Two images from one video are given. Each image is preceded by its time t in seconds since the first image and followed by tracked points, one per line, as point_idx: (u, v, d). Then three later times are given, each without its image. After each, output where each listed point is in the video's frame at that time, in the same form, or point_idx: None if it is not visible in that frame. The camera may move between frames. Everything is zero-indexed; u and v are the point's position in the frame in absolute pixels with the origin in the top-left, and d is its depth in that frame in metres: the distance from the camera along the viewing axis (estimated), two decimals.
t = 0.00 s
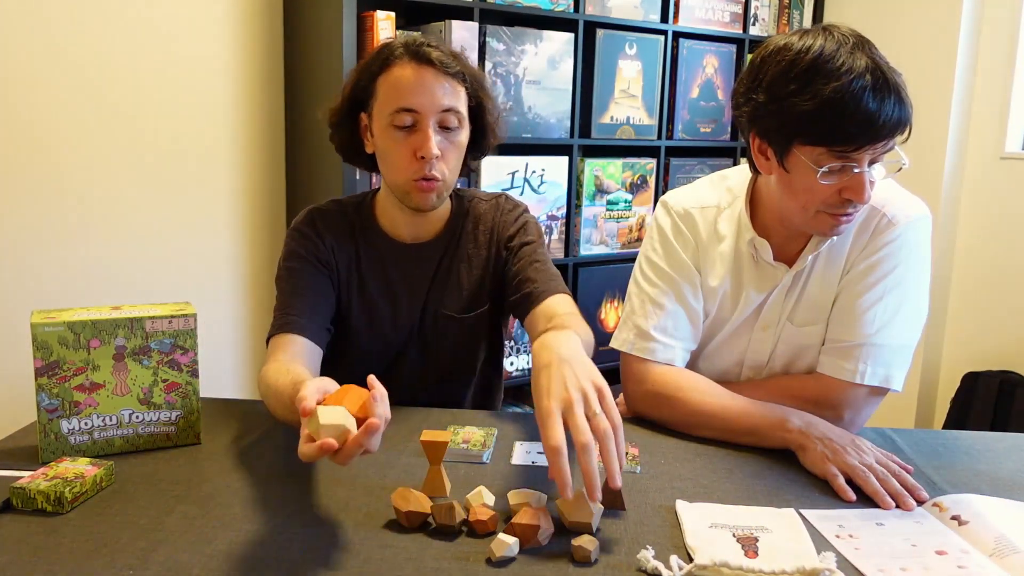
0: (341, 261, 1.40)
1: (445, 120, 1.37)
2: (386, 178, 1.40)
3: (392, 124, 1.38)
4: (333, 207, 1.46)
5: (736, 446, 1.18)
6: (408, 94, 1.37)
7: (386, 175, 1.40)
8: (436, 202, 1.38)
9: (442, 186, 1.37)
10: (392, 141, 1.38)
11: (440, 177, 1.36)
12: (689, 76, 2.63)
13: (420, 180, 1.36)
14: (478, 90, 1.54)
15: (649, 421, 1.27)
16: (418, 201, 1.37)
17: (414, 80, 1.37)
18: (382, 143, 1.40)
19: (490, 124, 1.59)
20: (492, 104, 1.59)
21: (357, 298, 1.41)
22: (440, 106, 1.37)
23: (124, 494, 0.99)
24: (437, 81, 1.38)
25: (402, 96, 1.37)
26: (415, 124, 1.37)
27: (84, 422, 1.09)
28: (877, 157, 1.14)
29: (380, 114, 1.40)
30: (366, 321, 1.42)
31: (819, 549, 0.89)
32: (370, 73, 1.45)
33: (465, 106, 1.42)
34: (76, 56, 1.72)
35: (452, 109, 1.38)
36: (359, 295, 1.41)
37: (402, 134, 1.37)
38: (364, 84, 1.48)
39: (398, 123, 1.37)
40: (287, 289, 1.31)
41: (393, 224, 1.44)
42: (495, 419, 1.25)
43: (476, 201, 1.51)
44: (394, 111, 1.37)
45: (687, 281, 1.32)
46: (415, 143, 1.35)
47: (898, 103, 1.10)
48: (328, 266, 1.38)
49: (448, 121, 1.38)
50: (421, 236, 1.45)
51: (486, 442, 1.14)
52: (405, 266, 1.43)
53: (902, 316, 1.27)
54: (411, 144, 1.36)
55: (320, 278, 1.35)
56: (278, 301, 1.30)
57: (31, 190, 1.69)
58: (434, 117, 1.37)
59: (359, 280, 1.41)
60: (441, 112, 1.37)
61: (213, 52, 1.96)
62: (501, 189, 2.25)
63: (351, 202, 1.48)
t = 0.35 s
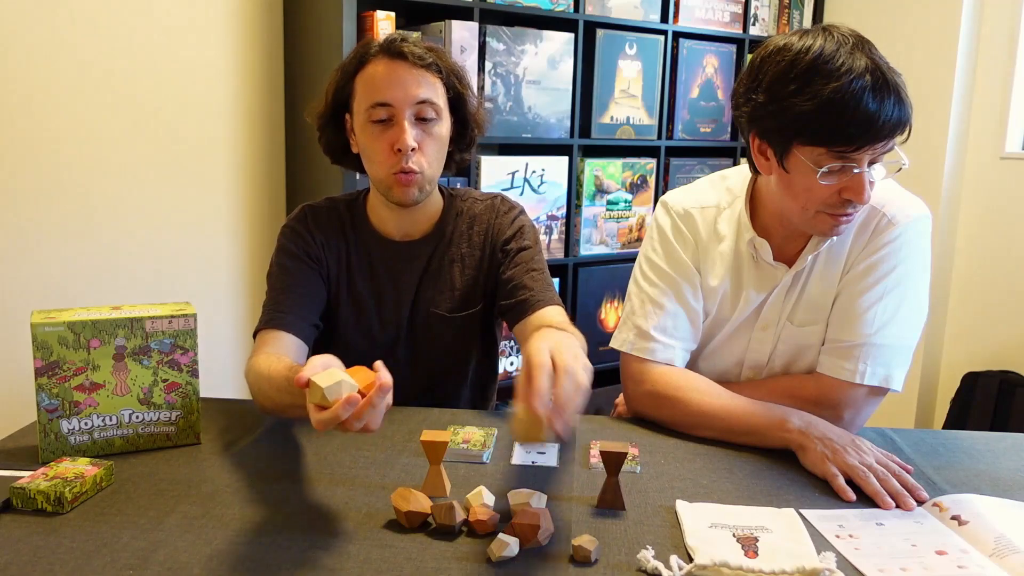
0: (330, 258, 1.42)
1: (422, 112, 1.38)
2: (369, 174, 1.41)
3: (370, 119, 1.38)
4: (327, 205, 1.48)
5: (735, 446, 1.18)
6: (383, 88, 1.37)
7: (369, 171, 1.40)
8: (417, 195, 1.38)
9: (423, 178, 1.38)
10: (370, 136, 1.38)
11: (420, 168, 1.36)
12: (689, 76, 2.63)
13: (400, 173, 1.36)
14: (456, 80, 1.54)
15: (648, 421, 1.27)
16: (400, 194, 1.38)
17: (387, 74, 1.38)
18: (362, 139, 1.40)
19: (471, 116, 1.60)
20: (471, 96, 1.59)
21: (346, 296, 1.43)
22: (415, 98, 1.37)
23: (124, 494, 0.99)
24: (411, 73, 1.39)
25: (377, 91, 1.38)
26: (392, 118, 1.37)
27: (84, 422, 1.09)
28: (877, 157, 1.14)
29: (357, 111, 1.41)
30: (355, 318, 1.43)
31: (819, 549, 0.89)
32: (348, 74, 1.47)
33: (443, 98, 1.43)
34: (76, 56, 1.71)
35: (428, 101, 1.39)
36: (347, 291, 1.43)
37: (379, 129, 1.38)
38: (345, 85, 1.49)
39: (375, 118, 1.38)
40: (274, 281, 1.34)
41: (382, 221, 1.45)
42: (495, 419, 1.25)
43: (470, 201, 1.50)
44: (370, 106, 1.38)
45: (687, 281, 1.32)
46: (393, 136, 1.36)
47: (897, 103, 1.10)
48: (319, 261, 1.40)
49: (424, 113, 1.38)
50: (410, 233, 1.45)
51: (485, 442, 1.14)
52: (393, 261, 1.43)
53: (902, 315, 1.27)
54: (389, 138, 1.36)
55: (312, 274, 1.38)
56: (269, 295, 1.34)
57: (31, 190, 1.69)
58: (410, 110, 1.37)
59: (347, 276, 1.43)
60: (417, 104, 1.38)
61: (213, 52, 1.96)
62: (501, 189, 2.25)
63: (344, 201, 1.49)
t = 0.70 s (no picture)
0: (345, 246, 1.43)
1: (439, 105, 1.39)
2: (381, 162, 1.41)
3: (388, 107, 1.39)
4: (336, 197, 1.48)
5: (734, 446, 1.18)
6: (405, 78, 1.38)
7: (381, 159, 1.40)
8: (427, 186, 1.39)
9: (434, 169, 1.38)
10: (386, 123, 1.39)
11: (432, 159, 1.37)
12: (689, 76, 2.63)
13: (415, 161, 1.37)
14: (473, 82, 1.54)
15: (648, 421, 1.27)
16: (412, 182, 1.38)
17: (410, 65, 1.39)
18: (378, 126, 1.41)
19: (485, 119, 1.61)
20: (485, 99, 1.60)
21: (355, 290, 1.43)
22: (434, 90, 1.38)
23: (124, 494, 0.99)
24: (433, 67, 1.40)
25: (398, 80, 1.38)
26: (411, 107, 1.38)
27: (84, 422, 1.09)
28: (876, 157, 1.14)
29: (377, 99, 1.42)
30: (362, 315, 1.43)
31: (819, 549, 0.89)
32: (368, 63, 1.47)
33: (459, 93, 1.43)
34: (75, 56, 1.71)
35: (446, 95, 1.39)
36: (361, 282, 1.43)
37: (395, 117, 1.38)
38: (362, 77, 1.50)
39: (394, 106, 1.38)
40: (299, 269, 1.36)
41: (389, 213, 1.46)
42: (495, 419, 1.26)
43: (476, 196, 1.51)
44: (389, 95, 1.39)
45: (685, 282, 1.32)
46: (410, 126, 1.37)
47: (896, 102, 1.10)
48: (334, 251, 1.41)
49: (441, 106, 1.39)
50: (416, 227, 1.46)
51: (485, 442, 1.14)
52: (405, 257, 1.43)
53: (902, 315, 1.27)
54: (406, 126, 1.37)
55: (328, 262, 1.39)
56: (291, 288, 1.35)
57: (31, 190, 1.69)
58: (428, 101, 1.38)
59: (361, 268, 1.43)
60: (435, 97, 1.38)
61: (213, 52, 1.96)
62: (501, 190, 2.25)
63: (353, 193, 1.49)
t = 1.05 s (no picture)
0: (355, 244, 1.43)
1: (456, 103, 1.40)
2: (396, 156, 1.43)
3: (405, 103, 1.41)
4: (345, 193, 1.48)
5: (734, 446, 1.18)
6: (423, 75, 1.40)
7: (395, 153, 1.42)
8: (440, 181, 1.40)
9: (447, 165, 1.39)
10: (402, 118, 1.41)
11: (446, 155, 1.38)
12: (689, 76, 2.63)
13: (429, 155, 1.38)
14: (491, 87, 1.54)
15: (648, 422, 1.27)
16: (425, 176, 1.39)
17: (429, 63, 1.41)
18: (394, 121, 1.43)
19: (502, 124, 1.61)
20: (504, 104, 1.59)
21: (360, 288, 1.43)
22: (451, 88, 1.40)
23: (124, 494, 0.99)
24: (452, 66, 1.42)
25: (417, 77, 1.40)
26: (428, 104, 1.40)
27: (84, 422, 1.09)
28: (875, 157, 1.14)
29: (394, 95, 1.43)
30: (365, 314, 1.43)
31: (819, 549, 0.89)
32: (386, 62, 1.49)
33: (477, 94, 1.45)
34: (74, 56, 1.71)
35: (464, 94, 1.41)
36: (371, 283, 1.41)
37: (412, 113, 1.40)
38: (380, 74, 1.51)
39: (411, 102, 1.40)
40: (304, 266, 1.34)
41: (401, 210, 1.45)
42: (496, 419, 1.25)
43: (484, 199, 1.51)
44: (407, 90, 1.40)
45: (684, 282, 1.32)
46: (426, 121, 1.38)
47: (895, 102, 1.11)
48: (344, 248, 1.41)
49: (459, 104, 1.40)
50: (424, 226, 1.45)
51: (486, 442, 1.13)
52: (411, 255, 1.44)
53: (902, 315, 1.27)
54: (422, 122, 1.39)
55: (338, 260, 1.39)
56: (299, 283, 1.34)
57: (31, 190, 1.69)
58: (446, 99, 1.40)
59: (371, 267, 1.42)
60: (453, 95, 1.40)
61: (212, 52, 1.96)
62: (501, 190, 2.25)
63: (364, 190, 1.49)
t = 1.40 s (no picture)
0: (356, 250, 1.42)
1: (474, 122, 1.39)
2: (410, 170, 1.41)
3: (422, 119, 1.39)
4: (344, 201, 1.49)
5: (734, 446, 1.18)
6: (441, 93, 1.38)
7: (410, 168, 1.41)
8: (454, 199, 1.39)
9: (462, 184, 1.38)
10: (419, 134, 1.39)
11: (461, 175, 1.37)
12: (689, 76, 2.63)
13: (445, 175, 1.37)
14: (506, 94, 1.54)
15: (647, 422, 1.27)
16: (440, 195, 1.38)
17: (447, 79, 1.39)
18: (409, 136, 1.41)
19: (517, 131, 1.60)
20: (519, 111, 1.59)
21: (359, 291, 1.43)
22: (469, 106, 1.38)
23: (124, 494, 0.99)
24: (471, 83, 1.40)
25: (435, 93, 1.38)
26: (445, 122, 1.38)
27: (84, 422, 1.09)
28: (875, 156, 1.14)
29: (410, 108, 1.41)
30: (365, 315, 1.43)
31: (819, 549, 0.89)
32: (401, 69, 1.47)
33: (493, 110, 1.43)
34: (74, 56, 1.71)
35: (482, 112, 1.39)
36: (376, 288, 1.42)
37: (429, 130, 1.38)
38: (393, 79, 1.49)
39: (428, 119, 1.38)
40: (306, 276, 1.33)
41: (410, 219, 1.45)
42: (496, 419, 1.26)
43: (488, 204, 1.52)
44: (425, 107, 1.38)
45: (686, 282, 1.32)
46: (443, 140, 1.37)
47: (895, 103, 1.10)
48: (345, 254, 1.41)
49: (476, 123, 1.39)
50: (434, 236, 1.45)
51: (486, 442, 1.13)
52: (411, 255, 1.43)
53: (902, 316, 1.27)
54: (439, 140, 1.37)
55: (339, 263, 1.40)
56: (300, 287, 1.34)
57: (31, 190, 1.69)
58: (464, 118, 1.38)
59: (374, 272, 1.42)
60: (471, 114, 1.38)
61: (212, 52, 1.96)
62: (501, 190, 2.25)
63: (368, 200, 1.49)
